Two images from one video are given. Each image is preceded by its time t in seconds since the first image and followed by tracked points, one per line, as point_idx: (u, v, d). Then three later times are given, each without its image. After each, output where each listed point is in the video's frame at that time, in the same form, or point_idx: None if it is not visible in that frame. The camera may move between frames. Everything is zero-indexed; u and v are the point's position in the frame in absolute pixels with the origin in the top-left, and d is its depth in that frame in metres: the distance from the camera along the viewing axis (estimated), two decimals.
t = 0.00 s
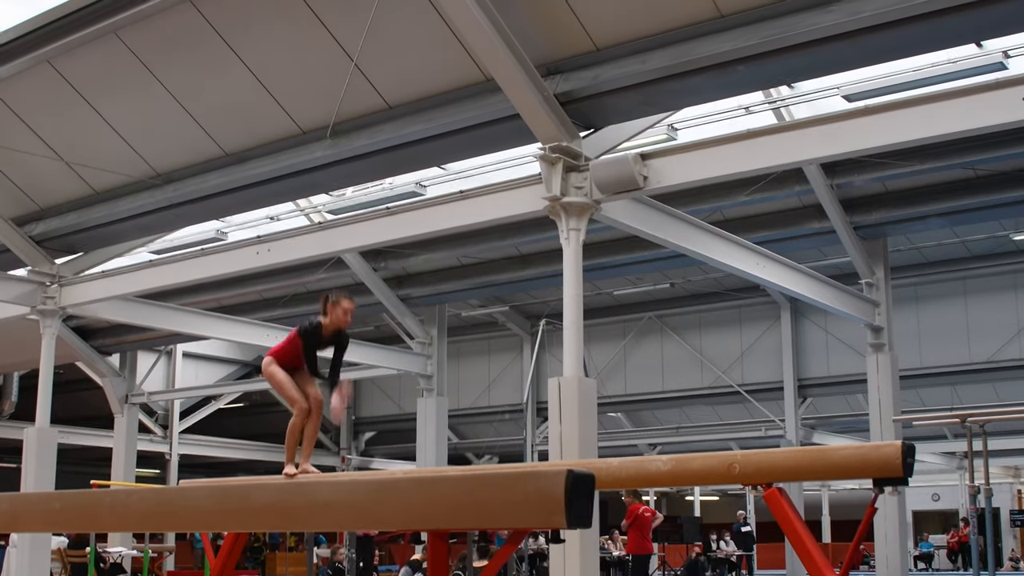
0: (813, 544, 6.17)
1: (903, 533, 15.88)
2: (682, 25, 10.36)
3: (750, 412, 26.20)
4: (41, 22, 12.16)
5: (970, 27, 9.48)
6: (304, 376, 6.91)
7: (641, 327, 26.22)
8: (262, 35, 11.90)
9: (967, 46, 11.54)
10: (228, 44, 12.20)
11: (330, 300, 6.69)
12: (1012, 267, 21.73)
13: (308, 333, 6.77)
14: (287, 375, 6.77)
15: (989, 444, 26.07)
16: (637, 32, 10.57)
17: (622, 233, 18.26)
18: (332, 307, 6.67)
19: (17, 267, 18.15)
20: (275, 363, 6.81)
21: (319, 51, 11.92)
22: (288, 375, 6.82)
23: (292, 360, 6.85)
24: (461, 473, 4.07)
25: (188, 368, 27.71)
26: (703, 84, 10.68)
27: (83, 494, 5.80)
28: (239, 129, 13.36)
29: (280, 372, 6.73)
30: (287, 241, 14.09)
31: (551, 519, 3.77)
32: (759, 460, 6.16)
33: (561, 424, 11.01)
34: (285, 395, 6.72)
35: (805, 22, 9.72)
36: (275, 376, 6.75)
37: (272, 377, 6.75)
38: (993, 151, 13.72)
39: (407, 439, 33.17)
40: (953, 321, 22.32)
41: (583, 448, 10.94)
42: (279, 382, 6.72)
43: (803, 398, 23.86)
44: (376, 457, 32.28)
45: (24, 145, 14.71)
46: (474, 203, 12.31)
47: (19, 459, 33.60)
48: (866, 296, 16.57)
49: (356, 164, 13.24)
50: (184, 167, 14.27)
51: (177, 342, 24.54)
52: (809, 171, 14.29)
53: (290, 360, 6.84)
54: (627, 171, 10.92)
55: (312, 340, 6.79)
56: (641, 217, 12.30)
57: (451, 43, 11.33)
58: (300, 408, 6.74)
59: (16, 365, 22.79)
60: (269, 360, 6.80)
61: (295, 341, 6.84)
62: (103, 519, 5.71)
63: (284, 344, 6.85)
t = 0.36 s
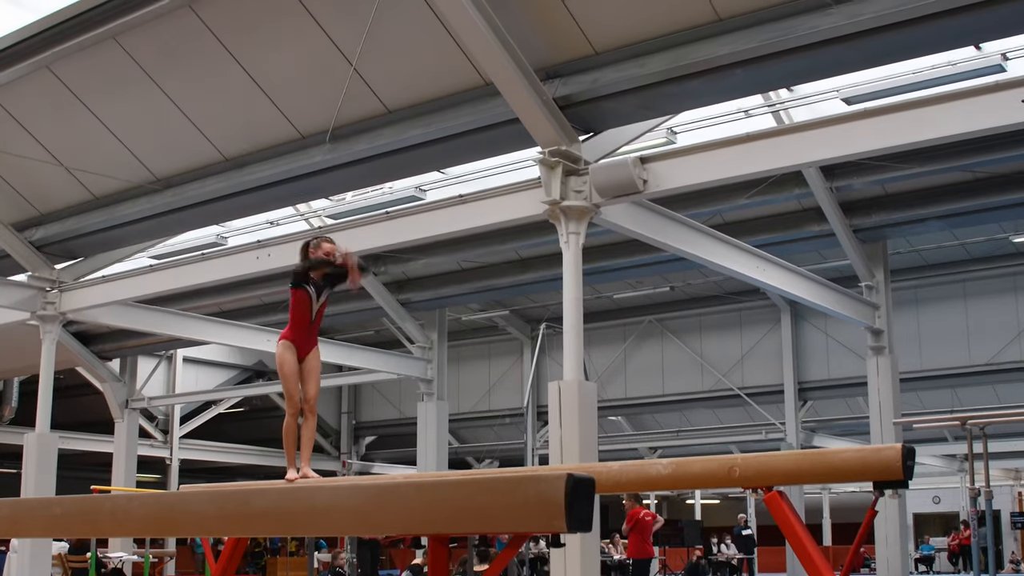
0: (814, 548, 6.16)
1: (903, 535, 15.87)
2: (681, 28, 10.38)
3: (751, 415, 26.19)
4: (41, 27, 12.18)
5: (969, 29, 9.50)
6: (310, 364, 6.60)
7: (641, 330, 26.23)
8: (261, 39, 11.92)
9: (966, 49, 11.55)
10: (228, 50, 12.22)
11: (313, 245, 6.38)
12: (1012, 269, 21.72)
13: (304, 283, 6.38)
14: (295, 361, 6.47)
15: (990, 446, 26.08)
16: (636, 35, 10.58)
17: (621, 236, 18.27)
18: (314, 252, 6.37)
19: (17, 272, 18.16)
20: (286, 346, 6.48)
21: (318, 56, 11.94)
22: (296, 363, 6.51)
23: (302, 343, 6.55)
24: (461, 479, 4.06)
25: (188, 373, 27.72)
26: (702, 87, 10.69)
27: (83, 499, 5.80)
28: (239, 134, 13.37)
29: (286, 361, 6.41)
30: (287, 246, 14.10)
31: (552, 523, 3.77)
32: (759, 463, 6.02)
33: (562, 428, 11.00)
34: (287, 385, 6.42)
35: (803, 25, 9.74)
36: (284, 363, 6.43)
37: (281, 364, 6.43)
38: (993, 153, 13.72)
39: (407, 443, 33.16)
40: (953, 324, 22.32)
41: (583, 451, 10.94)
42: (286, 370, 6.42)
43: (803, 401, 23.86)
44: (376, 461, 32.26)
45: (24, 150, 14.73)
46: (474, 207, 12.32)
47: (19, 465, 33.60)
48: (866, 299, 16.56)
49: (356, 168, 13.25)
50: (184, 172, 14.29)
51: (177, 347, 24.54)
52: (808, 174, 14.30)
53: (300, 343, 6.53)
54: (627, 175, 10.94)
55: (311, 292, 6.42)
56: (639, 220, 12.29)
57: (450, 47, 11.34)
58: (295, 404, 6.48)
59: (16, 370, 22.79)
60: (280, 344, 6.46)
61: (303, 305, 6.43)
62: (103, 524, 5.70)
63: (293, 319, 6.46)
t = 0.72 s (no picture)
0: (813, 545, 6.17)
1: (902, 533, 15.89)
2: (679, 26, 10.37)
3: (750, 413, 26.20)
4: (39, 26, 12.15)
5: (967, 26, 9.50)
6: (315, 361, 6.56)
7: (640, 327, 26.22)
8: (259, 38, 11.90)
9: (964, 46, 11.56)
10: (226, 48, 12.20)
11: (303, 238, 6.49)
12: (1011, 266, 21.73)
13: (300, 272, 6.42)
14: (301, 358, 6.41)
15: (989, 443, 26.12)
16: (634, 33, 10.58)
17: (620, 234, 18.26)
18: (306, 244, 6.46)
19: (15, 271, 18.14)
20: (292, 342, 6.41)
21: (316, 55, 11.94)
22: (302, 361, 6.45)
23: (310, 340, 6.49)
24: (460, 477, 4.06)
25: (187, 372, 27.71)
26: (700, 85, 10.70)
27: (82, 498, 5.79)
28: (237, 132, 13.37)
29: (292, 357, 6.36)
30: (285, 244, 14.10)
31: (551, 521, 3.77)
32: (758, 460, 6.01)
33: (561, 426, 11.01)
34: (291, 382, 6.38)
35: (802, 23, 9.74)
36: (290, 360, 6.37)
37: (287, 361, 6.37)
38: (991, 150, 13.72)
39: (407, 441, 33.15)
40: (953, 321, 22.33)
41: (582, 449, 10.94)
42: (292, 368, 6.36)
43: (802, 398, 23.88)
44: (375, 459, 32.26)
45: (22, 149, 14.71)
46: (472, 205, 12.32)
47: (17, 463, 33.58)
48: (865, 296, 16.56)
49: (354, 166, 13.25)
50: (182, 170, 14.28)
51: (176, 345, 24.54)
52: (806, 171, 14.29)
53: (307, 340, 6.47)
54: (625, 172, 10.93)
55: (312, 281, 6.43)
56: (637, 218, 12.27)
57: (449, 46, 11.33)
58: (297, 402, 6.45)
59: (15, 369, 22.76)
60: (289, 341, 6.38)
61: (307, 295, 6.40)
62: (102, 522, 5.70)
63: (300, 313, 6.39)
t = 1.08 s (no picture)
0: (813, 542, 6.16)
1: (902, 530, 15.90)
2: (678, 24, 10.36)
3: (749, 410, 26.22)
4: (38, 24, 12.13)
5: (967, 23, 9.50)
6: (314, 360, 6.54)
7: (639, 325, 26.22)
8: (258, 35, 11.89)
9: (963, 43, 11.57)
10: (225, 46, 12.19)
11: (300, 237, 6.55)
12: (1010, 264, 21.73)
13: (298, 271, 6.45)
14: (299, 357, 6.39)
15: (988, 440, 26.16)
16: (632, 31, 10.57)
17: (619, 232, 18.27)
18: (303, 243, 6.53)
19: (15, 269, 18.13)
20: (291, 341, 6.40)
21: (315, 52, 11.92)
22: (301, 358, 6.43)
23: (309, 339, 6.47)
24: (460, 474, 4.06)
25: (187, 370, 27.71)
26: (699, 82, 10.70)
27: (81, 495, 5.78)
28: (236, 130, 13.36)
29: (292, 355, 6.35)
30: (284, 242, 14.11)
31: (551, 518, 3.76)
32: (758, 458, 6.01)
33: (560, 424, 11.02)
34: (289, 380, 6.36)
35: (801, 20, 9.74)
36: (289, 358, 6.35)
37: (286, 359, 6.35)
38: (990, 147, 13.72)
39: (406, 439, 33.17)
40: (952, 318, 22.34)
41: (582, 447, 10.95)
42: (290, 366, 6.34)
43: (802, 396, 23.89)
44: (375, 457, 32.27)
45: (20, 147, 14.69)
46: (471, 203, 12.32)
47: (17, 462, 33.58)
48: (864, 293, 16.55)
49: (353, 164, 13.26)
50: (181, 168, 14.27)
51: (176, 343, 24.54)
52: (805, 169, 14.29)
53: (306, 338, 6.46)
54: (623, 170, 10.93)
55: (310, 279, 6.47)
56: (635, 215, 12.26)
57: (447, 43, 11.32)
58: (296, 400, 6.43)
59: (15, 367, 22.77)
60: (287, 339, 6.37)
61: (305, 294, 6.41)
62: (102, 520, 5.70)
63: (299, 311, 6.38)
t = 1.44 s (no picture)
0: (812, 541, 6.17)
1: (902, 529, 15.90)
2: (677, 23, 10.35)
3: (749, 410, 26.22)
4: (37, 24, 12.12)
5: (966, 23, 9.49)
6: (319, 359, 6.53)
7: (639, 325, 26.22)
8: (257, 35, 11.88)
9: (962, 43, 11.57)
10: (224, 46, 12.19)
11: (307, 236, 6.52)
12: (1010, 263, 21.72)
13: (305, 271, 6.45)
14: (304, 355, 6.38)
15: (987, 440, 26.18)
16: (632, 30, 10.56)
17: (618, 232, 18.28)
18: (310, 242, 6.49)
19: (14, 269, 18.12)
20: (297, 338, 6.39)
21: (314, 52, 11.92)
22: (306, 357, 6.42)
23: (314, 337, 6.47)
24: (460, 474, 4.06)
25: (186, 370, 27.70)
26: (698, 81, 10.69)
27: (80, 496, 5.77)
28: (235, 130, 13.35)
29: (298, 352, 6.33)
30: (284, 242, 14.11)
31: (550, 517, 3.76)
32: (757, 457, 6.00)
33: (560, 424, 11.02)
34: (293, 378, 6.34)
35: (801, 19, 9.74)
36: (293, 356, 6.34)
37: (290, 356, 6.34)
38: (989, 147, 13.72)
39: (405, 439, 33.18)
40: (952, 317, 22.33)
41: (582, 447, 10.95)
42: (295, 364, 6.33)
43: (802, 395, 23.89)
44: (375, 457, 32.28)
45: (20, 147, 14.68)
46: (470, 203, 12.32)
47: (16, 462, 33.56)
48: (864, 292, 16.55)
49: (352, 164, 13.26)
50: (180, 168, 14.26)
51: (175, 343, 24.53)
52: (805, 168, 14.28)
53: (311, 337, 6.46)
54: (623, 169, 10.93)
55: (318, 278, 6.47)
56: (635, 214, 12.26)
57: (447, 43, 11.31)
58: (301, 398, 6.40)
59: (14, 367, 22.75)
60: (293, 336, 6.37)
61: (312, 293, 6.42)
62: (101, 519, 5.69)
63: (306, 310, 6.40)
